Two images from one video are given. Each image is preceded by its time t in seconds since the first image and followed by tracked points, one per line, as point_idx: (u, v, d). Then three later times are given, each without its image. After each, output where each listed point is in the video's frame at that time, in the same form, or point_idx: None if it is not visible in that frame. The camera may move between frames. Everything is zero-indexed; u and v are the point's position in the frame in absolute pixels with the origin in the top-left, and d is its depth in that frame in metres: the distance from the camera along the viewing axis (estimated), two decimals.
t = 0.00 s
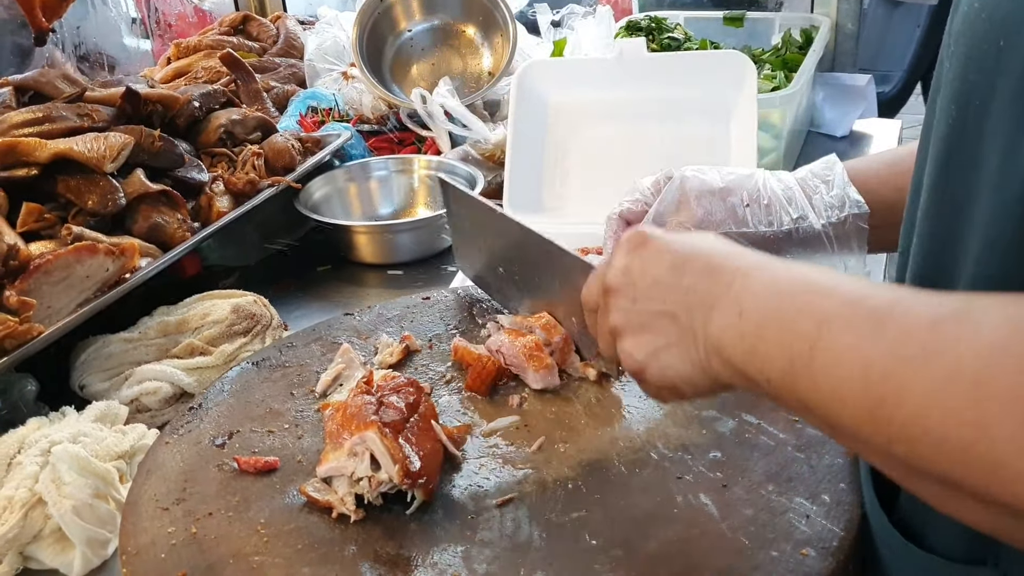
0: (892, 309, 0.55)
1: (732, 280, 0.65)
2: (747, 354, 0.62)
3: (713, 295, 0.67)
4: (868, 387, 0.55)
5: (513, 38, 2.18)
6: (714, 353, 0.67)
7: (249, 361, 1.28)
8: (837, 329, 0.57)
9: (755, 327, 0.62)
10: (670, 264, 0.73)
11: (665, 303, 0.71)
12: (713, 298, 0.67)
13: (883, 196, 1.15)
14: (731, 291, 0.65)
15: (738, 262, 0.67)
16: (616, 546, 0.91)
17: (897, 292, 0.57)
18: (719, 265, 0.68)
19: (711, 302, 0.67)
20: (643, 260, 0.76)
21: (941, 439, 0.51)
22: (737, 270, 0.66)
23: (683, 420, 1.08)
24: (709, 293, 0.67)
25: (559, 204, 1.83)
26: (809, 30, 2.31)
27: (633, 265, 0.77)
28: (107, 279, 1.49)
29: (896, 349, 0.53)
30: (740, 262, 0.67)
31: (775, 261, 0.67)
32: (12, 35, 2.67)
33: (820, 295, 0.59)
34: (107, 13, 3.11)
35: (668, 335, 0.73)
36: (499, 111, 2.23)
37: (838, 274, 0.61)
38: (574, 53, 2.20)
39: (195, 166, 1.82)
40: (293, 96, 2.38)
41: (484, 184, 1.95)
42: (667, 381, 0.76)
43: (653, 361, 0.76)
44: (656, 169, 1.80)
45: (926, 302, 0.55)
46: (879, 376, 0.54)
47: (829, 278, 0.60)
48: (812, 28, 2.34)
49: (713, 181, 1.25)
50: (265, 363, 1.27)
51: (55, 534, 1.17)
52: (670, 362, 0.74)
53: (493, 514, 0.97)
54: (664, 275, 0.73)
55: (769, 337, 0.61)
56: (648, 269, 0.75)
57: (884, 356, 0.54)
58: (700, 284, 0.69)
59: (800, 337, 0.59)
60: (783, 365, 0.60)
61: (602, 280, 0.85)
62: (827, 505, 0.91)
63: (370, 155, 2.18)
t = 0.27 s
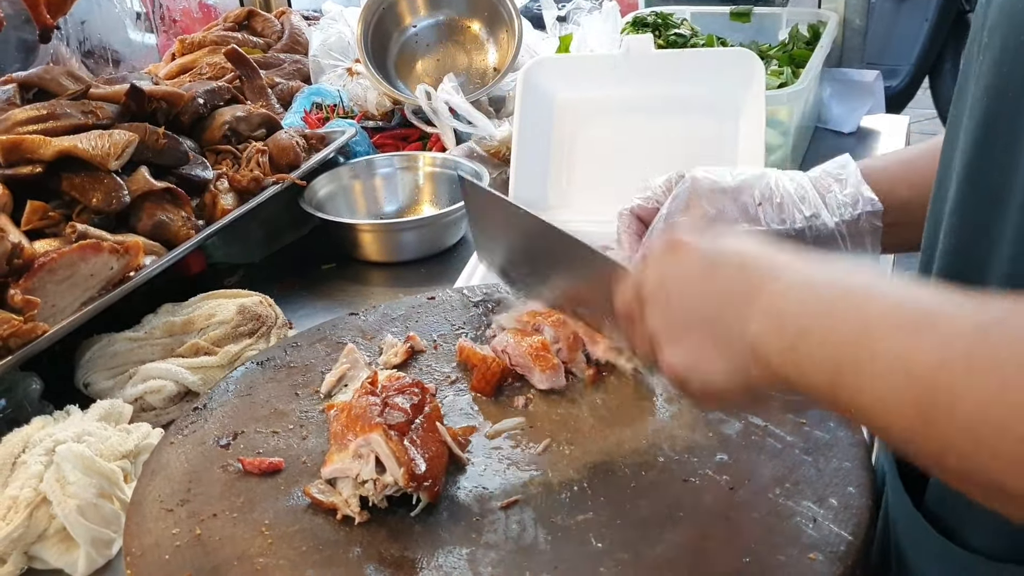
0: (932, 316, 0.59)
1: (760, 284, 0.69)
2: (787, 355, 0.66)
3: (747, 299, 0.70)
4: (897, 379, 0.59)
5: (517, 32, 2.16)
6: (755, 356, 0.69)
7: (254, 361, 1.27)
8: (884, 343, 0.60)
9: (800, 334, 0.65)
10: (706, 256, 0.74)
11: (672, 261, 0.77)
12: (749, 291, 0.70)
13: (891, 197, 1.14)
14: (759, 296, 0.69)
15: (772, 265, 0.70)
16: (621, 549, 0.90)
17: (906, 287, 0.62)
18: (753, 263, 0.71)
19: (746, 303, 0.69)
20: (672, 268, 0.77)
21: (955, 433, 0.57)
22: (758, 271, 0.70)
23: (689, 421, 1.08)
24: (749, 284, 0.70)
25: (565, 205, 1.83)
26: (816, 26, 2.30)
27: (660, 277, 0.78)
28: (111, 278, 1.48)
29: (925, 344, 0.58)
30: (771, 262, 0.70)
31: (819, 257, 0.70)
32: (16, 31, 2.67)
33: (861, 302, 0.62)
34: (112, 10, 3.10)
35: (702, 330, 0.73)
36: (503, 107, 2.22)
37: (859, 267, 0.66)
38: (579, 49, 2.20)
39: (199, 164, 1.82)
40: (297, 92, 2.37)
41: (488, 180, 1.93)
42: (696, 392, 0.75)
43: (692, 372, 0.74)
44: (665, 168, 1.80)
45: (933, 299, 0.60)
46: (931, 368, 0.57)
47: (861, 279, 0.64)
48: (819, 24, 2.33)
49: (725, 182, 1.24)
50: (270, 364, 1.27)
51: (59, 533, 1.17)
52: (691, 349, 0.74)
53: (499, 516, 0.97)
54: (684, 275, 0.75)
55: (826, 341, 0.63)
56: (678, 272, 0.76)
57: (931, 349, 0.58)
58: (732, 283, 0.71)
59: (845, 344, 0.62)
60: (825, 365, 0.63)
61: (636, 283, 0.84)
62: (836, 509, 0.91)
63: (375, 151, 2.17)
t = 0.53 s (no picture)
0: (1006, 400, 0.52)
1: (822, 341, 0.61)
2: (856, 448, 0.58)
3: (791, 373, 0.62)
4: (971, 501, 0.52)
5: (524, 32, 2.15)
6: (808, 440, 0.62)
7: (260, 362, 1.27)
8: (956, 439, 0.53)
9: (867, 410, 0.57)
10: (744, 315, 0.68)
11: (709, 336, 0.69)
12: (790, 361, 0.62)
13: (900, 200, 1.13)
14: (816, 362, 0.61)
15: (821, 323, 0.62)
16: (628, 557, 0.90)
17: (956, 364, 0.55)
18: (797, 327, 0.63)
19: (799, 374, 0.62)
20: (687, 329, 0.71)
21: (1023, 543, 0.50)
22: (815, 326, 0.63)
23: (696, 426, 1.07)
24: (787, 344, 0.63)
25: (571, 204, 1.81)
26: (823, 24, 2.28)
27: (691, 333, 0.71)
28: (116, 280, 1.48)
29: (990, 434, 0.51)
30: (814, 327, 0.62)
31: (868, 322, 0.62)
32: (21, 29, 2.67)
33: (931, 376, 0.55)
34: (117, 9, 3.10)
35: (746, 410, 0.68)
36: (509, 106, 2.21)
37: (931, 340, 0.58)
38: (585, 48, 2.19)
39: (204, 165, 1.82)
40: (302, 92, 2.37)
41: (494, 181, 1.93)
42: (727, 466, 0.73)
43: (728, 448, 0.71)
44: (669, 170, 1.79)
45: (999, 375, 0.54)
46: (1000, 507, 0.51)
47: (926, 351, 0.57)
48: (826, 22, 2.31)
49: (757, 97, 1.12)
50: (275, 365, 1.26)
51: (65, 537, 1.16)
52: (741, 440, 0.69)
53: (504, 522, 0.96)
54: (726, 341, 0.68)
55: (884, 412, 0.56)
56: (703, 336, 0.70)
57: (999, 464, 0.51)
58: (772, 356, 0.64)
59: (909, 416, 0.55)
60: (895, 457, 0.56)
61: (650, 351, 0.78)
62: (845, 516, 0.90)
63: (380, 151, 2.17)
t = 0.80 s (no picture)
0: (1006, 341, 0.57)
1: (824, 245, 0.64)
2: (831, 342, 0.63)
3: (784, 255, 0.65)
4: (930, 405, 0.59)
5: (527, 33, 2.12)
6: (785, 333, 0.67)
7: (263, 366, 1.26)
8: (938, 353, 0.58)
9: (845, 329, 0.62)
10: (723, 181, 0.68)
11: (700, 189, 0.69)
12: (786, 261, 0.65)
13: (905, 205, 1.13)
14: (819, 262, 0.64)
15: (821, 224, 0.65)
16: (629, 566, 0.89)
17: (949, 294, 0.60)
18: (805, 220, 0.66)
19: (795, 268, 0.65)
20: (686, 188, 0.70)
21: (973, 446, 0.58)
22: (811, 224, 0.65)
23: (699, 433, 1.07)
24: (786, 236, 0.65)
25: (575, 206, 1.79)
26: (828, 26, 2.28)
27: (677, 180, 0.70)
28: (119, 282, 1.48)
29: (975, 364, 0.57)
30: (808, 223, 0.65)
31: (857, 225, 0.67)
32: (24, 28, 2.67)
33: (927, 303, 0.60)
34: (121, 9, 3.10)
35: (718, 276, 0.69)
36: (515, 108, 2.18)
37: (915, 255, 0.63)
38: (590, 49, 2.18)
39: (207, 166, 1.81)
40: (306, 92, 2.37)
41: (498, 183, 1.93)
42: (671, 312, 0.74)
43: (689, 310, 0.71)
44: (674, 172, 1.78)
45: (989, 308, 0.59)
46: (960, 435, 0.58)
47: (921, 276, 0.61)
48: (831, 24, 2.31)
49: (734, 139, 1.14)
50: (278, 369, 1.26)
51: (66, 542, 1.16)
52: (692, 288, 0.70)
53: (506, 530, 0.96)
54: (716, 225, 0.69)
55: (876, 334, 0.61)
56: (719, 188, 0.69)
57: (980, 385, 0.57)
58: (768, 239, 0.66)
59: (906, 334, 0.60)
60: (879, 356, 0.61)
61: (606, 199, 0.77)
62: (848, 526, 0.90)
63: (383, 152, 2.16)
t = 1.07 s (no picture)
0: (1006, 312, 0.55)
1: (825, 193, 0.63)
2: (835, 287, 0.62)
3: (791, 216, 0.65)
4: (917, 376, 0.57)
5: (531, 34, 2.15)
6: (771, 276, 0.67)
7: (264, 371, 1.26)
8: (931, 319, 0.57)
9: (842, 265, 0.61)
10: (740, 129, 0.68)
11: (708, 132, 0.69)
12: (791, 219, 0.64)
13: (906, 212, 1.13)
14: (818, 214, 0.63)
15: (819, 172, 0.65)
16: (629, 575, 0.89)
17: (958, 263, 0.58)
18: (806, 163, 0.65)
19: (790, 215, 0.65)
20: (693, 129, 0.70)
21: (957, 415, 0.56)
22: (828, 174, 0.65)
23: (699, 440, 1.07)
24: (783, 179, 0.65)
25: (576, 209, 1.80)
26: (831, 28, 2.27)
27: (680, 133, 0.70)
28: (121, 285, 1.48)
29: (969, 329, 0.55)
30: (816, 173, 0.65)
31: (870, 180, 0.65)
32: (28, 28, 2.67)
33: (926, 270, 0.58)
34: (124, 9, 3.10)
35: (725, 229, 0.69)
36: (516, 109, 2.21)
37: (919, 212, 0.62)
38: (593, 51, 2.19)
39: (210, 169, 1.82)
40: (309, 93, 2.37)
41: (501, 184, 1.92)
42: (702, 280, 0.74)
43: (682, 256, 0.74)
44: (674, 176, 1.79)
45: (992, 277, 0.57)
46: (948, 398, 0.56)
47: (925, 235, 0.59)
48: (834, 26, 2.30)
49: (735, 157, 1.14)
50: (279, 374, 1.26)
51: (67, 546, 1.16)
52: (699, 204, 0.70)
53: (505, 538, 0.96)
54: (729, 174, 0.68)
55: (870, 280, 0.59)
56: (704, 139, 0.69)
57: (972, 354, 0.55)
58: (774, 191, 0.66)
59: (898, 298, 0.58)
60: (874, 322, 0.60)
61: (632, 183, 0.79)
62: (848, 535, 0.90)
63: (386, 154, 2.16)
